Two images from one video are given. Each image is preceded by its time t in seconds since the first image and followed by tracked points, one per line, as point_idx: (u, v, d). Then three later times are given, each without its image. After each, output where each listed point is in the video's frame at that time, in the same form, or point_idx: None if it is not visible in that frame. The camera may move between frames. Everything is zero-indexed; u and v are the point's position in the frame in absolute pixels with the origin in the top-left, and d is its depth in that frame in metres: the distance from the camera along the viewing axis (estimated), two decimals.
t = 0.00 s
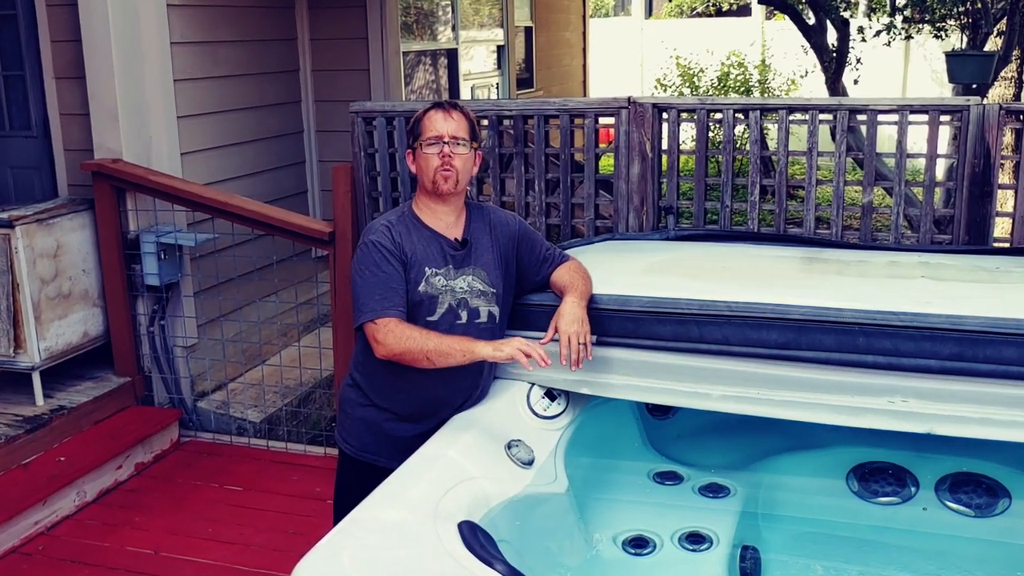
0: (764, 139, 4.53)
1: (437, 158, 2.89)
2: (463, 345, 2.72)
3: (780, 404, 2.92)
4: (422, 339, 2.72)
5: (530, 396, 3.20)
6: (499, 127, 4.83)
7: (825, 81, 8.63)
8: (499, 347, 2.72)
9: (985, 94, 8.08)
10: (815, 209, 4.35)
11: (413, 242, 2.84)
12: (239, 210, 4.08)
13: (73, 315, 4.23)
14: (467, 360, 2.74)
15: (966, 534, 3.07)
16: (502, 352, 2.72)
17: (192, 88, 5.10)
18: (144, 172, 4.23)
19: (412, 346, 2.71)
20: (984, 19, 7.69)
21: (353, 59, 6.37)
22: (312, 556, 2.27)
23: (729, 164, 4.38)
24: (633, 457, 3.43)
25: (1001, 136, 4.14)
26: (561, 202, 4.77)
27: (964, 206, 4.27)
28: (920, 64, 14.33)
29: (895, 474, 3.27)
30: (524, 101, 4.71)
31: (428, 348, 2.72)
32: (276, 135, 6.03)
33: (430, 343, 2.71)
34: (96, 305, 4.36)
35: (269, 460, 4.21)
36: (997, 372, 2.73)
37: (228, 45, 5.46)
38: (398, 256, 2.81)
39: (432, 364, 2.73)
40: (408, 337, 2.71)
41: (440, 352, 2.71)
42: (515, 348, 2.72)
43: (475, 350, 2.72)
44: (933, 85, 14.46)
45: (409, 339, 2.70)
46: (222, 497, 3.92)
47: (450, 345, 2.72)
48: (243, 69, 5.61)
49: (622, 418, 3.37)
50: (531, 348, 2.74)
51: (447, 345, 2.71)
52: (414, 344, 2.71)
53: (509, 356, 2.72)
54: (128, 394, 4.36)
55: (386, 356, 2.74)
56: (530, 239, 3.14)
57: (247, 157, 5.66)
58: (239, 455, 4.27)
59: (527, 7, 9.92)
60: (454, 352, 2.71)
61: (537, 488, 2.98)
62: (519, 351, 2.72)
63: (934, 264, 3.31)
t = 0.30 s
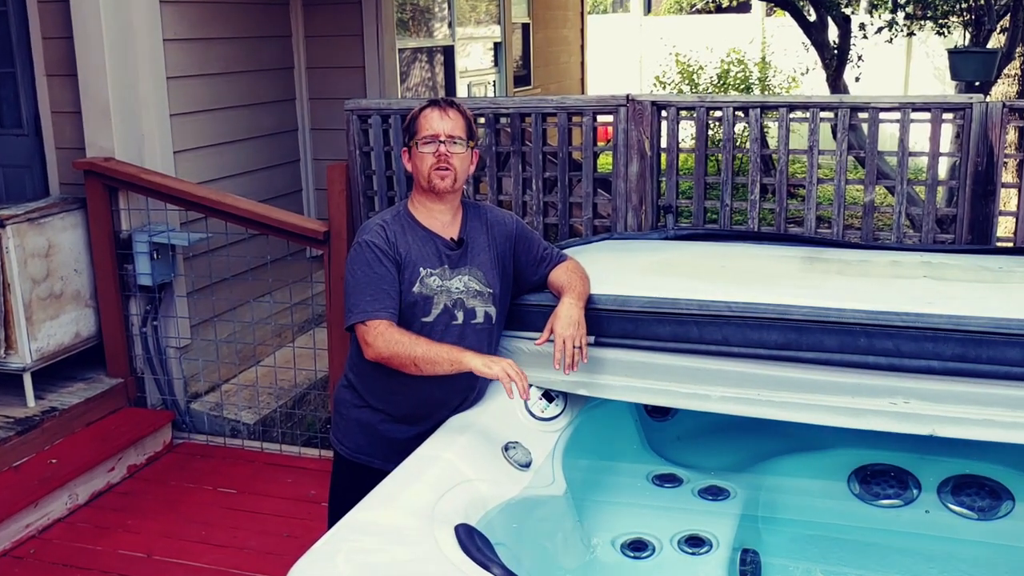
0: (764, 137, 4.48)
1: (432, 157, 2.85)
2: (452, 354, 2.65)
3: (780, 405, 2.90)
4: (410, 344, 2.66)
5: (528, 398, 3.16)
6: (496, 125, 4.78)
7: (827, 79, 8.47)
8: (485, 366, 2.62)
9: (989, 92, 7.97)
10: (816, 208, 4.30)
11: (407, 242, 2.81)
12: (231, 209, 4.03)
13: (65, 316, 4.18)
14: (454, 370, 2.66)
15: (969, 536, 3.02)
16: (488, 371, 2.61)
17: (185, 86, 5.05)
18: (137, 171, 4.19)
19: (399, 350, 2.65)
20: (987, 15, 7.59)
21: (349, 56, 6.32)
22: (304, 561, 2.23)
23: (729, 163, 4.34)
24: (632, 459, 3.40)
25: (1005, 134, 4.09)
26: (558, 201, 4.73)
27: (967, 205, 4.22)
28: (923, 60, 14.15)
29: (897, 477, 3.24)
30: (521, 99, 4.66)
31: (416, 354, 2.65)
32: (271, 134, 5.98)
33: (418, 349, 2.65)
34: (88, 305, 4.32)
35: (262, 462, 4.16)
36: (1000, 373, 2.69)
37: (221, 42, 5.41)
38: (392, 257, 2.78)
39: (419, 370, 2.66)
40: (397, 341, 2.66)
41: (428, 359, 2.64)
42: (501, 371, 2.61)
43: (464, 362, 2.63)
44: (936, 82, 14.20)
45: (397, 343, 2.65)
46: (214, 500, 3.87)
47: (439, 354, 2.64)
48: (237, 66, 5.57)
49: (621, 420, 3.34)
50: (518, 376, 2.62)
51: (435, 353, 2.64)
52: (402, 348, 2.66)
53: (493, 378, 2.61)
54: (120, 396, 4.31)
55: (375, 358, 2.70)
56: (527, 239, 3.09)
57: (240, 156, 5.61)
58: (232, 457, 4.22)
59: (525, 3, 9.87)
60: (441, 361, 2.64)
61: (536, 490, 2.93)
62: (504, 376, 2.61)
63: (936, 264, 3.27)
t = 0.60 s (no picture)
0: (764, 135, 4.44)
1: (429, 155, 2.81)
2: (439, 331, 2.60)
3: (781, 406, 2.86)
4: (397, 331, 2.61)
5: (525, 399, 3.11)
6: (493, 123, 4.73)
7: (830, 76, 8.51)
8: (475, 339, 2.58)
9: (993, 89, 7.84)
10: (817, 208, 4.26)
11: (402, 242, 2.77)
12: (225, 208, 3.98)
13: (57, 316, 4.14)
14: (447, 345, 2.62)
15: (974, 540, 2.98)
16: (478, 343, 2.57)
17: (178, 83, 5.01)
18: (129, 170, 4.13)
19: (387, 340, 2.61)
20: (990, 12, 7.42)
21: (344, 53, 6.28)
22: (298, 565, 2.20)
23: (729, 161, 4.30)
24: (630, 461, 3.35)
25: (1008, 132, 4.05)
26: (556, 200, 4.68)
27: (970, 204, 4.17)
28: (925, 58, 14.18)
29: (898, 479, 3.20)
30: (519, 96, 4.62)
31: (404, 339, 2.61)
32: (265, 132, 5.93)
33: (405, 334, 2.61)
34: (80, 305, 4.27)
35: (256, 465, 4.12)
36: (1003, 374, 2.65)
37: (215, 39, 5.37)
38: (386, 256, 2.74)
39: (410, 356, 2.62)
40: (384, 331, 2.62)
41: (417, 342, 2.60)
42: (491, 339, 2.56)
43: (452, 336, 2.59)
44: (938, 79, 14.10)
45: (384, 334, 2.61)
46: (207, 503, 3.82)
47: (425, 333, 2.60)
48: (231, 64, 5.53)
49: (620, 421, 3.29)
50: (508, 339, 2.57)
51: (422, 333, 2.60)
52: (391, 337, 2.62)
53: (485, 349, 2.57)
54: (113, 398, 4.26)
55: (365, 356, 2.65)
56: (524, 239, 3.07)
57: (234, 154, 5.56)
58: (225, 459, 4.18)
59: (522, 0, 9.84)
60: (430, 339, 2.60)
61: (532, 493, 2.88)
62: (495, 343, 2.56)
63: (939, 264, 3.23)
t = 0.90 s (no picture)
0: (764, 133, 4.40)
1: (427, 151, 2.79)
2: (418, 281, 2.55)
3: (781, 408, 2.81)
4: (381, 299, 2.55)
5: (523, 400, 3.06)
6: (490, 121, 4.69)
7: (828, 74, 8.15)
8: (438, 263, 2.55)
9: (998, 86, 7.67)
10: (818, 207, 4.22)
11: (399, 240, 2.73)
12: (220, 208, 3.93)
13: (49, 317, 4.10)
14: (432, 292, 2.53)
15: (977, 543, 2.94)
16: (448, 258, 2.55)
17: (172, 81, 4.98)
18: (122, 169, 4.09)
19: (372, 312, 2.53)
20: (994, 9, 7.11)
21: (340, 50, 6.23)
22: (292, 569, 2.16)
23: (728, 160, 4.26)
24: (630, 463, 3.30)
25: (1012, 130, 4.01)
26: (554, 199, 4.64)
27: (973, 203, 4.13)
28: (928, 55, 13.81)
29: (900, 481, 3.16)
30: (516, 94, 4.58)
31: (390, 304, 2.53)
32: (259, 129, 5.88)
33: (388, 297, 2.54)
34: (72, 305, 4.23)
35: (251, 467, 4.07)
36: (1007, 375, 2.62)
37: (208, 36, 5.33)
38: (383, 255, 2.70)
39: (401, 317, 2.52)
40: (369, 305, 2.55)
41: (401, 298, 2.52)
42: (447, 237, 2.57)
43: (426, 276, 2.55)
44: (942, 77, 13.59)
45: (367, 308, 2.54)
46: (201, 505, 3.78)
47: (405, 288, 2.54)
48: (225, 61, 5.49)
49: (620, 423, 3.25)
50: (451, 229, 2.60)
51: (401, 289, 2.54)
52: (376, 310, 2.54)
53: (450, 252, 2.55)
54: (105, 399, 4.22)
55: (362, 343, 2.57)
56: (523, 239, 3.04)
57: (228, 153, 5.52)
58: (219, 461, 4.13)
59: None
60: (410, 289, 2.53)
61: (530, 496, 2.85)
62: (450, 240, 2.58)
63: (942, 263, 3.19)
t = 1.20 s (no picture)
0: (765, 131, 4.36)
1: (425, 148, 2.76)
2: (396, 314, 2.48)
3: (781, 410, 2.77)
4: (366, 323, 2.54)
5: (520, 402, 3.02)
6: (487, 119, 4.65)
7: (829, 72, 8.01)
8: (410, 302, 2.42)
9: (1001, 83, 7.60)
10: (819, 206, 4.18)
11: (394, 240, 2.70)
12: (214, 206, 3.89)
13: (40, 317, 4.06)
14: (410, 327, 2.49)
15: (980, 546, 2.90)
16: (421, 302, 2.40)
17: (166, 78, 4.94)
18: (115, 167, 4.05)
19: (356, 338, 2.55)
20: (997, 5, 7.06)
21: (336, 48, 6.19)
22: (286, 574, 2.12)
23: (728, 158, 4.22)
24: (628, 465, 3.25)
25: (1015, 128, 3.98)
26: (552, 198, 4.59)
27: (975, 202, 4.09)
28: (930, 52, 13.77)
29: (903, 483, 3.11)
30: (514, 92, 4.54)
31: (371, 331, 2.53)
32: (254, 128, 5.84)
33: (369, 326, 2.52)
34: (64, 306, 4.19)
35: (244, 469, 4.03)
36: (1010, 377, 2.58)
37: (202, 34, 5.28)
38: (377, 256, 2.67)
39: (383, 347, 2.53)
40: (356, 325, 2.55)
41: (382, 331, 2.51)
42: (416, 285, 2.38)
43: (403, 314, 2.46)
44: (943, 74, 13.58)
45: (351, 331, 2.55)
46: (195, 508, 3.73)
47: (386, 320, 2.50)
48: (220, 59, 5.44)
49: (618, 425, 3.21)
50: (416, 270, 2.38)
51: (383, 321, 2.50)
52: (360, 333, 2.55)
53: (422, 301, 2.40)
54: (98, 400, 4.17)
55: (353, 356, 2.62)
56: (521, 238, 3.00)
57: (221, 151, 5.47)
58: (213, 463, 4.09)
59: None
60: (389, 325, 2.50)
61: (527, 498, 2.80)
62: (421, 287, 2.39)
63: (944, 263, 3.15)
